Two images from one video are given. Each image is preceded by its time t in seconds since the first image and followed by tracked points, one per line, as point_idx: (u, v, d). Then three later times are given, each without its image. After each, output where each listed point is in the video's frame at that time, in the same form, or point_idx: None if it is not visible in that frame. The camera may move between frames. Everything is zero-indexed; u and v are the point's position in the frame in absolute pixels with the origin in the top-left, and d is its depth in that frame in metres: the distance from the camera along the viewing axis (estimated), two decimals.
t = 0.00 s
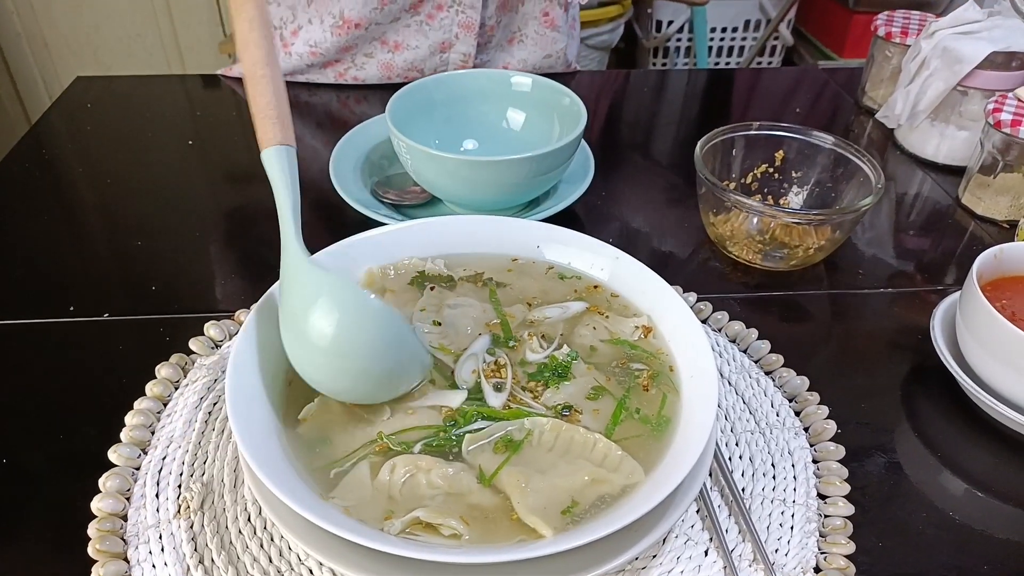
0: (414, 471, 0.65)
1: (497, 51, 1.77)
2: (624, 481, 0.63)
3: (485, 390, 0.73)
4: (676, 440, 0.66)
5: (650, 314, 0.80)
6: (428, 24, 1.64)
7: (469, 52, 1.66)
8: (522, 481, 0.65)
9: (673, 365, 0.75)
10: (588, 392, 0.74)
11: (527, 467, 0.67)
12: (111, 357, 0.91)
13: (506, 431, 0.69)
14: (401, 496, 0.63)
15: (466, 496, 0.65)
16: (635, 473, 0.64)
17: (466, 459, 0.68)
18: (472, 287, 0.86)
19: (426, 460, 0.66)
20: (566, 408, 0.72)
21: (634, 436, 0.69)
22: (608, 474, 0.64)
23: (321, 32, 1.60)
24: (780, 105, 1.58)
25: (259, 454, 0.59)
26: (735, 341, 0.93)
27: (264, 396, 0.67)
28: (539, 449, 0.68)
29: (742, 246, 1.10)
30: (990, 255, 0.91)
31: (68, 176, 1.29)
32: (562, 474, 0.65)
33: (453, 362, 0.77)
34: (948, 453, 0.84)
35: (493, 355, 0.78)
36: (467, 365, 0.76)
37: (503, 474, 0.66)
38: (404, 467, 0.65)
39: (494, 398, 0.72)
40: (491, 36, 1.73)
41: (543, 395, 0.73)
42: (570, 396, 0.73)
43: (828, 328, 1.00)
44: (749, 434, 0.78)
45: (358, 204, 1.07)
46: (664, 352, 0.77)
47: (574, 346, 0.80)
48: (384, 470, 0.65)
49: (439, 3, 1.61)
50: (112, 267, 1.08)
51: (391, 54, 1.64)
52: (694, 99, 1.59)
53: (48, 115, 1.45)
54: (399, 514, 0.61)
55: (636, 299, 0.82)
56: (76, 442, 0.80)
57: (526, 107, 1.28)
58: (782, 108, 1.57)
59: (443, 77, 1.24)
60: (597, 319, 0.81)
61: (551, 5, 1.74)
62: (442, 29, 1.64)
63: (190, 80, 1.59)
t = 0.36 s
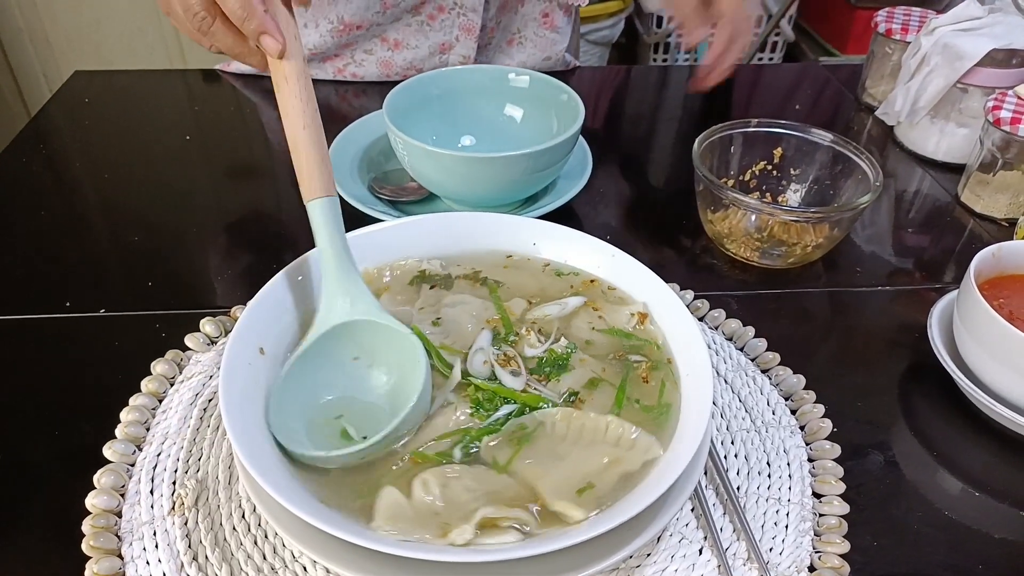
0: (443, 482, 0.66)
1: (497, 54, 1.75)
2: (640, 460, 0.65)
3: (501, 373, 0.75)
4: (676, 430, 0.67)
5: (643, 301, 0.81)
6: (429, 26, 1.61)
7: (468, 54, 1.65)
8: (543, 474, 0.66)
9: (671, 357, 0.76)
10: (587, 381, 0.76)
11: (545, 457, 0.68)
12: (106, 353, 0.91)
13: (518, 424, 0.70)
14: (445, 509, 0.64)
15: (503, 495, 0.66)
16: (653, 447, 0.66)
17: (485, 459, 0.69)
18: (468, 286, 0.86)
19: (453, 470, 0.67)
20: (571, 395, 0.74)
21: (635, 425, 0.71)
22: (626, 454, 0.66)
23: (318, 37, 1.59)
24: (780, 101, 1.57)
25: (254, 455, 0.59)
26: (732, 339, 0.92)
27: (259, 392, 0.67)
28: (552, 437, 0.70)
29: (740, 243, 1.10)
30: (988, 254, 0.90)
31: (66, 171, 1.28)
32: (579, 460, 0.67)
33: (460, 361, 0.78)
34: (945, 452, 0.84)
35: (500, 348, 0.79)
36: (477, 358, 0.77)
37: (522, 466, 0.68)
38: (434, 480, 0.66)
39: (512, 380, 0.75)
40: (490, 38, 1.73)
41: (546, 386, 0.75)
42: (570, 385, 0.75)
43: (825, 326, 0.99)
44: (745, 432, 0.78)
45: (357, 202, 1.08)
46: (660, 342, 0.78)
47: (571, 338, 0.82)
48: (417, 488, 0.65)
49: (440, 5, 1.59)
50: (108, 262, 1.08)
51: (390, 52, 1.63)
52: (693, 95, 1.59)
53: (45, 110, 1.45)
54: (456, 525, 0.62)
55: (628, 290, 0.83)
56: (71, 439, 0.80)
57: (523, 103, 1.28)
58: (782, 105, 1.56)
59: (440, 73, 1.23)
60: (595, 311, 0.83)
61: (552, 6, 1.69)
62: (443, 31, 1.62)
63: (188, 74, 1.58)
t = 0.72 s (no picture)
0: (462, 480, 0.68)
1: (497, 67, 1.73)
2: (653, 437, 0.68)
3: (493, 378, 0.76)
4: (677, 424, 0.68)
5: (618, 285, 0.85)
6: (425, 40, 1.64)
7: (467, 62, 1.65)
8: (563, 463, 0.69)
9: (662, 344, 0.78)
10: (584, 366, 0.79)
11: (563, 446, 0.71)
12: (108, 353, 0.91)
13: (533, 417, 0.73)
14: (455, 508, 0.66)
15: (519, 489, 0.68)
16: (660, 429, 0.68)
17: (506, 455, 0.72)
18: (435, 285, 0.87)
19: (467, 465, 0.69)
20: (573, 382, 0.77)
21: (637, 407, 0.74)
22: (639, 436, 0.69)
23: (313, 46, 1.58)
24: (780, 100, 1.58)
25: (257, 452, 0.60)
26: (734, 338, 0.93)
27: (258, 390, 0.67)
28: (566, 427, 0.73)
29: (741, 243, 1.10)
30: (989, 254, 0.91)
31: (67, 170, 1.28)
32: (597, 444, 0.71)
33: (447, 365, 0.78)
34: (945, 451, 0.85)
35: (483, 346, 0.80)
36: (463, 358, 0.77)
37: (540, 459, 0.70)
38: (452, 477, 0.68)
39: (503, 382, 0.76)
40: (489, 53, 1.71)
41: (546, 376, 0.78)
42: (569, 373, 0.79)
43: (825, 325, 1.00)
44: (747, 431, 0.78)
45: (359, 202, 1.08)
46: (639, 320, 0.82)
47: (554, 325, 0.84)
48: (432, 485, 0.67)
49: (438, 19, 1.62)
50: (110, 262, 1.08)
51: (388, 66, 1.64)
52: (693, 94, 1.59)
53: (46, 109, 1.45)
54: (465, 525, 0.64)
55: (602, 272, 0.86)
56: (74, 438, 0.80)
57: (524, 104, 1.28)
58: (783, 105, 1.57)
59: (440, 72, 1.24)
60: (570, 296, 0.85)
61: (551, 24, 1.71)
62: (440, 43, 1.65)
63: (188, 73, 1.58)
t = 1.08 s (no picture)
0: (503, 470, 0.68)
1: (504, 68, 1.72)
2: (679, 409, 0.70)
3: (518, 371, 0.77)
4: (700, 397, 0.70)
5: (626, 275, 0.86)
6: (433, 43, 1.63)
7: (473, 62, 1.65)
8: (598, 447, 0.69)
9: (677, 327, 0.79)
10: (604, 353, 0.80)
11: (594, 428, 0.72)
12: (123, 346, 0.92)
13: (557, 403, 0.73)
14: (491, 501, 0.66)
15: (558, 474, 0.69)
16: (685, 400, 0.71)
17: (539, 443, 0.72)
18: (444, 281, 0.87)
19: (506, 456, 0.69)
20: (594, 370, 0.78)
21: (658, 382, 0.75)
22: (663, 407, 0.71)
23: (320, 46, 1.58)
24: (787, 96, 1.58)
25: (278, 443, 0.60)
26: (746, 332, 0.93)
27: (276, 380, 0.69)
28: (592, 411, 0.73)
29: (752, 238, 1.10)
30: (1001, 248, 0.91)
31: (77, 166, 1.29)
32: (624, 425, 0.71)
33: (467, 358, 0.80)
34: (957, 444, 0.85)
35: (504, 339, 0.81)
36: (484, 354, 0.78)
37: (575, 443, 0.71)
38: (492, 472, 0.68)
39: (527, 375, 0.76)
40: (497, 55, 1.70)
41: (566, 365, 0.78)
42: (590, 360, 0.79)
43: (836, 320, 1.00)
44: (761, 424, 0.79)
45: (370, 204, 1.08)
46: (651, 307, 0.83)
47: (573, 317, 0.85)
48: (476, 479, 0.68)
49: (444, 22, 1.61)
50: (123, 257, 1.09)
51: (395, 70, 1.64)
52: (701, 91, 1.59)
53: (55, 105, 1.45)
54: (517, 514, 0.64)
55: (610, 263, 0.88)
56: (91, 431, 0.81)
57: (531, 102, 1.28)
58: (790, 101, 1.57)
59: (446, 71, 1.23)
60: (583, 290, 0.86)
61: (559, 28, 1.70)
62: (448, 45, 1.65)
63: (196, 69, 1.59)
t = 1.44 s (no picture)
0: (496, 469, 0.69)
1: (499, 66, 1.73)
2: (670, 410, 0.70)
3: (506, 374, 0.76)
4: (693, 401, 0.69)
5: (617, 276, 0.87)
6: (428, 43, 1.63)
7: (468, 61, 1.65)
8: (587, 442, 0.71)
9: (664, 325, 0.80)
10: (592, 354, 0.80)
11: (586, 426, 0.73)
12: (117, 345, 0.92)
13: (546, 402, 0.73)
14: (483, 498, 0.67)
15: (556, 470, 0.69)
16: (676, 401, 0.70)
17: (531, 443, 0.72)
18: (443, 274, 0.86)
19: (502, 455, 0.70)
20: (581, 370, 0.78)
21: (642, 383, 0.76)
22: (656, 409, 0.71)
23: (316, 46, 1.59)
24: (783, 94, 1.58)
25: (270, 441, 0.60)
26: (740, 329, 0.93)
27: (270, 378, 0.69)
28: (583, 408, 0.74)
29: (746, 235, 1.11)
30: (995, 243, 0.91)
31: (71, 164, 1.28)
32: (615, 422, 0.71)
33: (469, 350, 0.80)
34: (951, 440, 0.85)
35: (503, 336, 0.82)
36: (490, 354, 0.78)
37: (564, 439, 0.72)
38: (488, 469, 0.69)
39: (514, 379, 0.76)
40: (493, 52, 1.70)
41: (556, 365, 0.78)
42: (577, 360, 0.79)
43: (830, 316, 1.00)
44: (754, 420, 0.79)
45: (371, 200, 1.08)
46: (637, 305, 0.84)
47: (565, 316, 0.85)
48: (474, 479, 0.68)
49: (438, 22, 1.62)
50: (118, 255, 1.08)
51: (391, 70, 1.62)
52: (696, 87, 1.59)
53: (48, 103, 1.45)
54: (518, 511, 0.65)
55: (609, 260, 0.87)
56: (85, 430, 0.81)
57: (534, 98, 1.28)
58: (785, 97, 1.57)
59: (451, 65, 1.23)
60: (575, 288, 0.86)
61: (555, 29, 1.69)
62: (442, 45, 1.65)
63: (190, 67, 1.58)
